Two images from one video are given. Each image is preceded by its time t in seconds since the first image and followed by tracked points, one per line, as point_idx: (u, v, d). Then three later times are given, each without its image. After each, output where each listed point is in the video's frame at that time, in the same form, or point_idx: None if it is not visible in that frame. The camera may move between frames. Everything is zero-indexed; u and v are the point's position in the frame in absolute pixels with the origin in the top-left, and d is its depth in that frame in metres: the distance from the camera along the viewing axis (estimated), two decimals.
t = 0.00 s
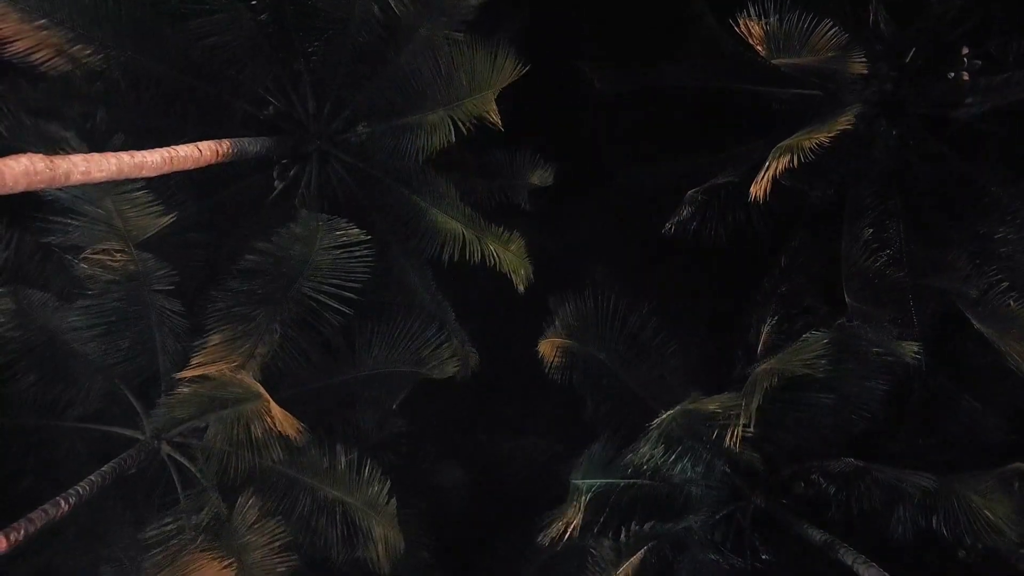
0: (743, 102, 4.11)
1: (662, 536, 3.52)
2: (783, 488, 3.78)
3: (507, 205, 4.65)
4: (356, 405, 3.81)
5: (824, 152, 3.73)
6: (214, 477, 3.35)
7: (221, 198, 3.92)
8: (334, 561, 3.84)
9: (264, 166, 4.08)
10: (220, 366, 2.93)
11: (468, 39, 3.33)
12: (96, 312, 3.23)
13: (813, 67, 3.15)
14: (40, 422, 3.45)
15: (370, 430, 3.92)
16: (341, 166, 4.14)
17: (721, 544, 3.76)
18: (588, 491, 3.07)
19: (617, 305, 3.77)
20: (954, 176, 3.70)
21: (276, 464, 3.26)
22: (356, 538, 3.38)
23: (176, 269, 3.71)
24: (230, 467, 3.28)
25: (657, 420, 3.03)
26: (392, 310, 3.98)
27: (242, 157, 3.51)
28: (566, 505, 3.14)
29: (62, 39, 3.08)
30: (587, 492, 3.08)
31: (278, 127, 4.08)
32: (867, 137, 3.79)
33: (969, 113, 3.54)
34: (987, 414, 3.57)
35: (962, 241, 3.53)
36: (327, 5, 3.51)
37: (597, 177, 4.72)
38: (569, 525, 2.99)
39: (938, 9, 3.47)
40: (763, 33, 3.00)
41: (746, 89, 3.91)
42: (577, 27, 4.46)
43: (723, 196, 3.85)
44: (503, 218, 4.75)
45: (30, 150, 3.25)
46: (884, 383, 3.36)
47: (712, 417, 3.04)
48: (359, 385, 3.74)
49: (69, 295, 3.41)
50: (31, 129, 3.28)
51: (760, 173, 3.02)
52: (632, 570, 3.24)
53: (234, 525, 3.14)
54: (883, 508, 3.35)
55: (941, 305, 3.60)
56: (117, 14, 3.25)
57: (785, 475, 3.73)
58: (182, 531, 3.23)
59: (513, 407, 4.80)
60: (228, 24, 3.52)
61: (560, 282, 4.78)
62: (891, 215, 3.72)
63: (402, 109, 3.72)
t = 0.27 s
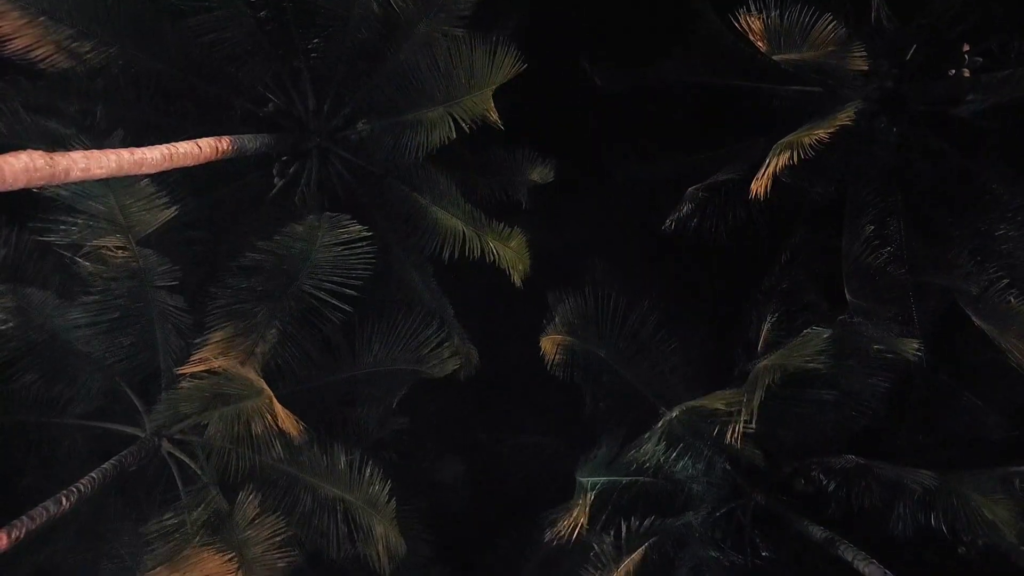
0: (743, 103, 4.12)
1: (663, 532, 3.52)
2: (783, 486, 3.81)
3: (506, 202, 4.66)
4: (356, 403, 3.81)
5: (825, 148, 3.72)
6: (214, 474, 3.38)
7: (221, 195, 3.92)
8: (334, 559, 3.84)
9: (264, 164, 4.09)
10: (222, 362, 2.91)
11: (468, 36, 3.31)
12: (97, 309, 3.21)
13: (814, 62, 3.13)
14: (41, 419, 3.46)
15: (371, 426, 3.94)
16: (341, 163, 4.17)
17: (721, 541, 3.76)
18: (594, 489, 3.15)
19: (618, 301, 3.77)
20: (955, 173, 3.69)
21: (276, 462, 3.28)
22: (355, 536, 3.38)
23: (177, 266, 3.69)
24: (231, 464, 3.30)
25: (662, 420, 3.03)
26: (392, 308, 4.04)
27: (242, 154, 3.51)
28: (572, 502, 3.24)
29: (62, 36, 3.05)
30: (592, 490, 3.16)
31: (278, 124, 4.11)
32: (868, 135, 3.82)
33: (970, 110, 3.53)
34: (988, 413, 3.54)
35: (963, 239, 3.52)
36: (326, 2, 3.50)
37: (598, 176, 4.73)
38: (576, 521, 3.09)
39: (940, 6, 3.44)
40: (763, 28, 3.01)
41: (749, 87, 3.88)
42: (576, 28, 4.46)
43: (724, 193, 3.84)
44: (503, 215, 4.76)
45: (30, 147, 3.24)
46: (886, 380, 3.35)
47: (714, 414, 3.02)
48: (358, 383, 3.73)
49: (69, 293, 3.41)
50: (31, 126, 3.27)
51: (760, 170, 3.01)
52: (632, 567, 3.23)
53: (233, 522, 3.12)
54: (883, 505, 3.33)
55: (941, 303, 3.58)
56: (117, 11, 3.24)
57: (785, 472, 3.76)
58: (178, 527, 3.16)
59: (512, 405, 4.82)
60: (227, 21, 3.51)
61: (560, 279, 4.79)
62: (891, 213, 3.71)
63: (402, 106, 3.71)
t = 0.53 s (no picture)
0: (743, 102, 4.15)
1: (664, 530, 3.50)
2: (784, 481, 3.79)
3: (507, 198, 4.65)
4: (356, 398, 3.81)
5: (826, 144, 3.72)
6: (215, 470, 3.37)
7: (221, 191, 3.91)
8: (334, 554, 3.83)
9: (264, 160, 4.07)
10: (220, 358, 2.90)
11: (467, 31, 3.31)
12: (96, 305, 3.21)
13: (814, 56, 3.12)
14: (41, 415, 3.47)
15: (372, 421, 3.95)
16: (341, 159, 4.15)
17: (721, 538, 3.78)
18: (596, 484, 3.11)
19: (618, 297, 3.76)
20: (955, 169, 3.70)
21: (276, 458, 3.31)
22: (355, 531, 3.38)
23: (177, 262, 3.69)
24: (231, 460, 3.29)
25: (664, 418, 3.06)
26: (392, 304, 4.03)
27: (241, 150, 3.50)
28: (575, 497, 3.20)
29: (61, 32, 3.07)
30: (594, 486, 3.12)
31: (278, 121, 4.08)
32: (868, 130, 3.81)
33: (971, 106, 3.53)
34: (987, 409, 3.55)
35: (963, 232, 3.51)
36: None
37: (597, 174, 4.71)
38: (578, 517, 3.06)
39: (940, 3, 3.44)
40: (763, 23, 2.99)
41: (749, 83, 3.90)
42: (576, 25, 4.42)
43: (724, 189, 3.83)
44: (503, 211, 4.75)
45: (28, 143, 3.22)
46: (886, 375, 3.35)
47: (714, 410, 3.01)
48: (359, 380, 3.73)
49: (68, 289, 3.41)
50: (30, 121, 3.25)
51: (759, 166, 3.01)
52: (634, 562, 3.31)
53: (235, 517, 3.09)
54: (882, 502, 3.33)
55: (942, 299, 3.59)
56: (116, 6, 3.23)
57: (784, 467, 3.75)
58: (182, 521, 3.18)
59: (513, 401, 4.84)
60: (227, 17, 3.51)
61: (560, 275, 4.79)
62: (891, 210, 3.68)
63: (402, 102, 3.70)
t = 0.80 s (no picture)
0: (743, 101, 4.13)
1: (664, 526, 3.50)
2: (784, 476, 3.79)
3: (507, 194, 4.64)
4: (356, 393, 3.81)
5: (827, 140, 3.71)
6: (215, 464, 3.36)
7: (220, 186, 3.90)
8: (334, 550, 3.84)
9: (264, 155, 4.06)
10: (220, 352, 2.94)
11: (467, 26, 3.31)
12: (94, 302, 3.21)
13: (813, 52, 3.11)
14: (42, 411, 3.48)
15: (373, 416, 3.95)
16: (341, 155, 4.13)
17: (720, 533, 3.79)
18: (595, 483, 3.13)
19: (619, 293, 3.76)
20: (955, 167, 3.71)
21: (279, 455, 3.30)
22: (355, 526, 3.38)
23: (175, 258, 3.69)
24: (231, 455, 3.31)
25: (662, 410, 3.07)
26: (392, 300, 4.04)
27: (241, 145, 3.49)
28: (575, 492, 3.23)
29: (60, 27, 3.06)
30: (593, 483, 3.14)
31: (278, 116, 4.04)
32: (866, 124, 3.76)
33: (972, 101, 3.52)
34: (987, 404, 3.56)
35: (963, 230, 3.54)
36: None
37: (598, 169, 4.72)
38: (576, 515, 3.09)
39: None
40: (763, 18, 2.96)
41: (750, 79, 3.86)
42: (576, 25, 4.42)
43: (724, 184, 3.84)
44: (503, 207, 4.74)
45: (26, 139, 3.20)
46: (886, 370, 3.36)
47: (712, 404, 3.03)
48: (359, 375, 3.73)
49: (68, 285, 3.41)
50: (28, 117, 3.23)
51: (760, 162, 3.02)
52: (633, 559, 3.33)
53: (234, 510, 3.09)
54: (880, 496, 3.32)
55: (942, 295, 3.60)
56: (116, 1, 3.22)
57: (783, 463, 3.74)
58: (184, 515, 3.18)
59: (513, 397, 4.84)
60: (227, 12, 3.46)
61: (560, 271, 4.78)
62: (891, 205, 3.70)
63: (402, 98, 3.69)
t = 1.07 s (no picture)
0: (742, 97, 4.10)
1: (663, 520, 3.49)
2: (784, 471, 3.80)
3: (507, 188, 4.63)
4: (355, 388, 3.81)
5: (828, 134, 3.69)
6: (214, 459, 3.37)
7: (220, 180, 3.88)
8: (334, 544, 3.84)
9: (263, 149, 4.04)
10: (219, 346, 2.99)
11: (466, 20, 3.28)
12: (91, 297, 3.18)
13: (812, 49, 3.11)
14: (42, 405, 3.49)
15: (374, 410, 3.96)
16: (341, 150, 4.13)
17: (719, 527, 3.80)
18: (589, 476, 3.16)
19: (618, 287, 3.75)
20: (955, 160, 3.69)
21: (276, 448, 3.35)
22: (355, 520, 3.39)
23: (174, 252, 3.70)
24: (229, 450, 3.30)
25: (656, 400, 3.04)
26: (391, 294, 4.03)
27: (239, 139, 3.48)
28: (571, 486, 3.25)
29: (57, 20, 3.06)
30: (588, 477, 3.16)
31: (277, 110, 4.07)
32: (865, 117, 3.70)
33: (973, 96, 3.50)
34: (986, 399, 3.56)
35: (963, 224, 3.53)
36: None
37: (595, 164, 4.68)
38: (569, 508, 3.11)
39: None
40: (764, 14, 2.95)
41: (750, 74, 3.86)
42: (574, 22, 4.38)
43: (724, 179, 3.83)
44: (503, 201, 4.73)
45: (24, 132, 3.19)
46: (885, 365, 3.36)
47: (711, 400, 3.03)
48: (358, 371, 3.73)
49: (66, 279, 3.41)
50: (27, 110, 3.22)
51: (760, 156, 3.02)
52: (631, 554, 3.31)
53: (236, 505, 3.09)
54: (879, 489, 3.34)
55: (943, 289, 3.60)
56: None
57: (783, 457, 3.75)
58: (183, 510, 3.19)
59: (512, 392, 4.83)
60: (225, 5, 3.48)
61: (561, 265, 4.78)
62: (892, 199, 3.69)
63: (401, 91, 3.67)
